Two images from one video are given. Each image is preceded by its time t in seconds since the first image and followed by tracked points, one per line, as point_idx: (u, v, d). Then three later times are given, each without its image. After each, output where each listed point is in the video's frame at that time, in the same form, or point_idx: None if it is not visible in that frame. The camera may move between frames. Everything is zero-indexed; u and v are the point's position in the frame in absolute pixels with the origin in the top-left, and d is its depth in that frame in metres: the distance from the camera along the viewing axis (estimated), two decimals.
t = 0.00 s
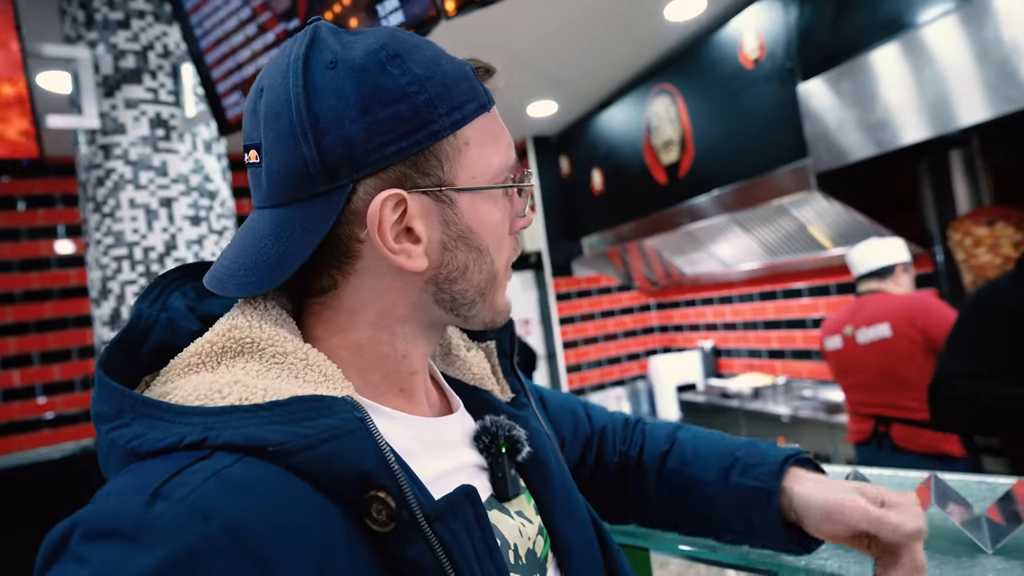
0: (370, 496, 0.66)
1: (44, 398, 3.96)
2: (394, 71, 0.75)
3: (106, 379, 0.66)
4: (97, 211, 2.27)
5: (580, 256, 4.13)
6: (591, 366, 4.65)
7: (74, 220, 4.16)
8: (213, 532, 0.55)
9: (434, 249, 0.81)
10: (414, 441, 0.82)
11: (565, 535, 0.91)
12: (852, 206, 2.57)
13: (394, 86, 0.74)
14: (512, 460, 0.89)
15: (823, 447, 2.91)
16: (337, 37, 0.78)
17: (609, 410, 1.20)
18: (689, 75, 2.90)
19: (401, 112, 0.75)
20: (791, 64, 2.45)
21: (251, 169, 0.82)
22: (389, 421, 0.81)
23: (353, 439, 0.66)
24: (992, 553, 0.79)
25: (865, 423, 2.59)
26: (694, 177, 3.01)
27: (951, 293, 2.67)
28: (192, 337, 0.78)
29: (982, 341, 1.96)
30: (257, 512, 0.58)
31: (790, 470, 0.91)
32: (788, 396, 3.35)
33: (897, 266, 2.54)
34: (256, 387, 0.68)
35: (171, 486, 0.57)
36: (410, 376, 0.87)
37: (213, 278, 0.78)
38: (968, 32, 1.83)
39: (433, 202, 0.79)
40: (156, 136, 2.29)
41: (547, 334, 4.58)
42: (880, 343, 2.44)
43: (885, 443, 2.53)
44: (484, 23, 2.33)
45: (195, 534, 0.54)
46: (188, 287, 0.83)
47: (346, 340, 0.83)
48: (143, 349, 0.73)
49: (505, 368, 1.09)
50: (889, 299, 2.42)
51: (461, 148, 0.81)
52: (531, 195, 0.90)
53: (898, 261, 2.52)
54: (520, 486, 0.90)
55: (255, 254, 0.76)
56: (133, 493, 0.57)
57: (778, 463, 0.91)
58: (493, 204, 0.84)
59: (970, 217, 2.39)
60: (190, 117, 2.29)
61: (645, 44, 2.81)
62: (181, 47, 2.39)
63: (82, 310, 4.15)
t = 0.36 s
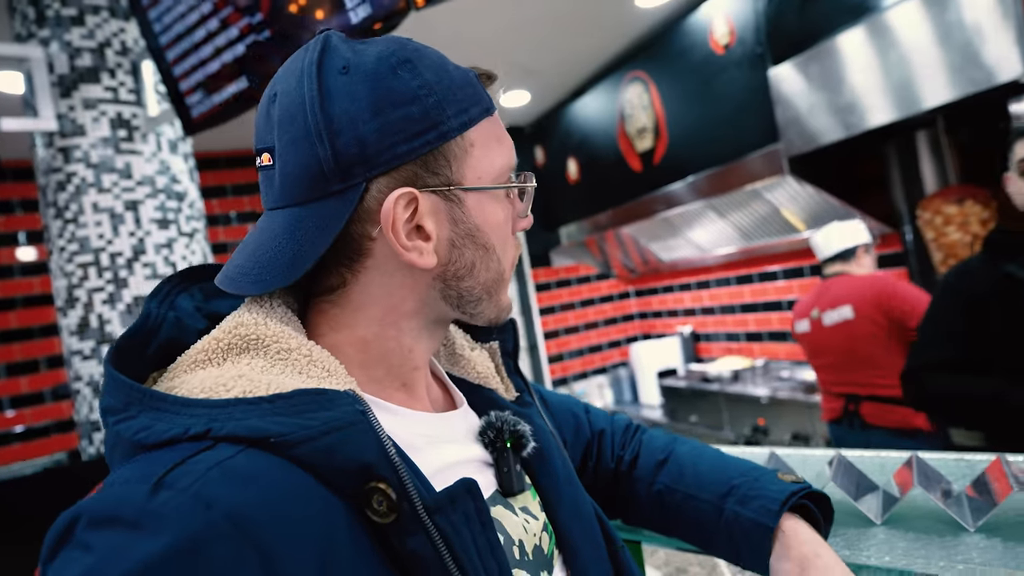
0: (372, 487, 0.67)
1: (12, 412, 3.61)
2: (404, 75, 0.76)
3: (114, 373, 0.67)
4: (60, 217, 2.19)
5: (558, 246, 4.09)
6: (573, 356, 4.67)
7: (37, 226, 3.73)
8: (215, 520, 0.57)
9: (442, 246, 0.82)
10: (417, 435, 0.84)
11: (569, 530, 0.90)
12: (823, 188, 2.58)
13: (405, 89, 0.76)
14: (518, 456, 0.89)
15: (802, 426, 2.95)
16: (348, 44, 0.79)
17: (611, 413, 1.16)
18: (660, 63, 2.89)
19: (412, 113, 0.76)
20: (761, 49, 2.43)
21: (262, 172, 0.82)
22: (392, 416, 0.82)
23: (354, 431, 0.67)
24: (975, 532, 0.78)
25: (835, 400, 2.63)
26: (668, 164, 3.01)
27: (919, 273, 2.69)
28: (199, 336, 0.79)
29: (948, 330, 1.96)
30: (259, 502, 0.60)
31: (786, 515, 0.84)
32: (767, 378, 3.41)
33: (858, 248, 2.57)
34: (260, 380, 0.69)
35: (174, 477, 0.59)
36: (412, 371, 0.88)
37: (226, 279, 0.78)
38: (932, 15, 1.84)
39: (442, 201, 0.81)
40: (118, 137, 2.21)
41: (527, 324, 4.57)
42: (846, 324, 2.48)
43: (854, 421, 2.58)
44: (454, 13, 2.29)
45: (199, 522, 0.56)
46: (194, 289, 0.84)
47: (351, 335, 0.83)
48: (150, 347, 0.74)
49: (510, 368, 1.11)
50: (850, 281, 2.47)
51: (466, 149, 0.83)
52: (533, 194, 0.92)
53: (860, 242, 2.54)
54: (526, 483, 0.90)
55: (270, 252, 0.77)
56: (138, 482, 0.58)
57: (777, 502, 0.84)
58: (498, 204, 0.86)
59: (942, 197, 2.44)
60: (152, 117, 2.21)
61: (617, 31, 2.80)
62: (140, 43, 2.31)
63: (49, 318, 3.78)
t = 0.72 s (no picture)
0: (373, 494, 0.66)
1: None
2: (399, 87, 0.76)
3: (111, 388, 0.67)
4: (40, 218, 2.16)
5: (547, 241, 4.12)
6: (562, 351, 4.67)
7: (16, 225, 3.45)
8: (218, 532, 0.56)
9: (440, 255, 0.82)
10: (415, 441, 0.83)
11: (568, 533, 0.90)
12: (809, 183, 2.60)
13: (400, 100, 0.76)
14: (517, 458, 0.88)
15: (790, 418, 2.97)
16: (341, 57, 0.79)
17: (606, 416, 1.16)
18: (647, 58, 2.88)
19: (408, 123, 0.76)
20: (747, 44, 2.44)
21: (258, 186, 0.82)
22: (390, 424, 0.82)
23: (354, 439, 0.66)
24: (969, 530, 0.79)
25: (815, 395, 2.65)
26: (657, 159, 3.01)
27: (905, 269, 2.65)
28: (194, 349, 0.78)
29: (916, 329, 1.94)
30: (260, 512, 0.59)
31: (784, 515, 0.84)
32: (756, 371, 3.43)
33: (832, 245, 2.61)
34: (257, 391, 0.69)
35: (176, 489, 0.58)
36: (409, 378, 0.87)
37: (222, 291, 0.78)
38: (914, 12, 1.85)
39: (438, 210, 0.81)
40: (99, 136, 2.17)
41: (517, 320, 4.56)
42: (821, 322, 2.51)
43: (834, 415, 2.59)
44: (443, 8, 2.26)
45: (201, 535, 0.55)
46: (188, 301, 0.83)
47: (348, 344, 0.83)
48: (146, 359, 0.73)
49: (505, 371, 1.10)
50: (825, 279, 2.50)
51: (461, 157, 0.82)
52: (526, 203, 0.92)
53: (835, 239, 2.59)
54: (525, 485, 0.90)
55: (267, 264, 0.76)
56: (138, 495, 0.58)
57: (775, 502, 0.84)
58: (493, 211, 0.86)
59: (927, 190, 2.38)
60: (133, 115, 2.17)
61: (604, 26, 2.79)
62: (119, 40, 2.26)
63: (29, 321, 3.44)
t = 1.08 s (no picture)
0: (375, 499, 0.66)
1: None
2: (422, 89, 0.76)
3: (108, 391, 0.66)
4: (37, 215, 2.15)
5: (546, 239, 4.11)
6: (561, 350, 4.67)
7: (11, 221, 3.39)
8: (219, 536, 0.55)
9: (445, 264, 0.81)
10: (415, 443, 0.82)
11: (569, 535, 0.90)
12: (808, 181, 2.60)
13: (421, 104, 0.75)
14: (517, 460, 0.88)
15: (788, 417, 2.98)
16: (369, 53, 0.78)
17: (606, 417, 1.16)
18: (646, 55, 2.87)
19: (427, 127, 0.76)
20: (747, 42, 2.44)
21: (270, 174, 0.81)
22: (391, 426, 0.81)
23: (356, 443, 0.66)
24: (972, 532, 0.79)
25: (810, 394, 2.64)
26: (656, 157, 3.01)
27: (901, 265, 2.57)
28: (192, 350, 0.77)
29: (897, 327, 1.64)
30: (262, 516, 0.58)
31: (788, 518, 0.84)
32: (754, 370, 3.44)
33: (828, 244, 2.62)
34: (258, 394, 0.68)
35: (176, 493, 0.58)
36: (410, 380, 0.86)
37: (223, 278, 0.77)
38: (914, 11, 1.86)
39: (447, 217, 0.80)
40: (96, 132, 2.16)
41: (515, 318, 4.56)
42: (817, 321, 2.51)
43: (829, 413, 2.56)
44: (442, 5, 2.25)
45: (202, 539, 0.55)
46: (187, 301, 0.82)
47: (348, 348, 0.82)
48: (144, 360, 0.73)
49: (505, 372, 1.10)
50: (821, 278, 2.52)
51: (477, 167, 0.82)
52: (538, 217, 0.92)
53: (830, 237, 2.60)
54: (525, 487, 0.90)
55: (271, 255, 0.76)
56: (139, 499, 0.57)
57: (779, 505, 0.84)
58: (502, 224, 0.85)
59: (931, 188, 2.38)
60: (131, 112, 2.16)
61: (603, 24, 2.78)
62: (117, 36, 2.24)
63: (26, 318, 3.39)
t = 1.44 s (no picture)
0: (373, 496, 0.66)
1: None
2: (406, 80, 0.75)
3: (104, 391, 0.66)
4: (33, 203, 2.13)
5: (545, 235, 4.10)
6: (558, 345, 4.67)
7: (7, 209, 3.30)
8: (216, 535, 0.55)
9: (437, 253, 0.80)
10: (412, 441, 0.82)
11: (567, 531, 0.89)
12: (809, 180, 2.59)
13: (405, 93, 0.75)
14: (514, 457, 0.88)
15: (784, 415, 2.98)
16: (350, 47, 0.77)
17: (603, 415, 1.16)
18: (649, 51, 2.86)
19: (412, 117, 0.75)
20: (750, 39, 2.43)
21: (257, 171, 0.81)
22: (387, 425, 0.81)
23: (352, 441, 0.65)
24: (973, 536, 0.79)
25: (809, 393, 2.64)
26: (657, 154, 3.00)
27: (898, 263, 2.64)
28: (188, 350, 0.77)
29: (875, 324, 1.69)
30: (258, 515, 0.58)
31: (785, 518, 0.84)
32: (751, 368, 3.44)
33: (829, 243, 2.62)
34: (254, 392, 0.68)
35: (173, 492, 0.57)
36: (406, 378, 0.86)
37: (214, 279, 0.77)
38: (917, 10, 1.86)
39: (436, 206, 0.79)
40: (93, 121, 2.14)
41: (513, 314, 4.55)
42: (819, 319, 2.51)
43: (828, 413, 2.56)
44: None
45: (198, 539, 0.54)
46: (183, 301, 0.80)
47: (344, 344, 0.81)
48: (140, 361, 0.73)
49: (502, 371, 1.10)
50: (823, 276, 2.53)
51: (464, 155, 0.81)
52: (528, 204, 0.91)
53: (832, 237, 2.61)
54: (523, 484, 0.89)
55: (260, 250, 0.75)
56: (136, 499, 0.57)
57: (777, 506, 0.84)
58: (492, 211, 0.84)
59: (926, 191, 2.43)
60: (128, 100, 2.14)
61: (605, 19, 2.76)
62: (114, 24, 2.22)
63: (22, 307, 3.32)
